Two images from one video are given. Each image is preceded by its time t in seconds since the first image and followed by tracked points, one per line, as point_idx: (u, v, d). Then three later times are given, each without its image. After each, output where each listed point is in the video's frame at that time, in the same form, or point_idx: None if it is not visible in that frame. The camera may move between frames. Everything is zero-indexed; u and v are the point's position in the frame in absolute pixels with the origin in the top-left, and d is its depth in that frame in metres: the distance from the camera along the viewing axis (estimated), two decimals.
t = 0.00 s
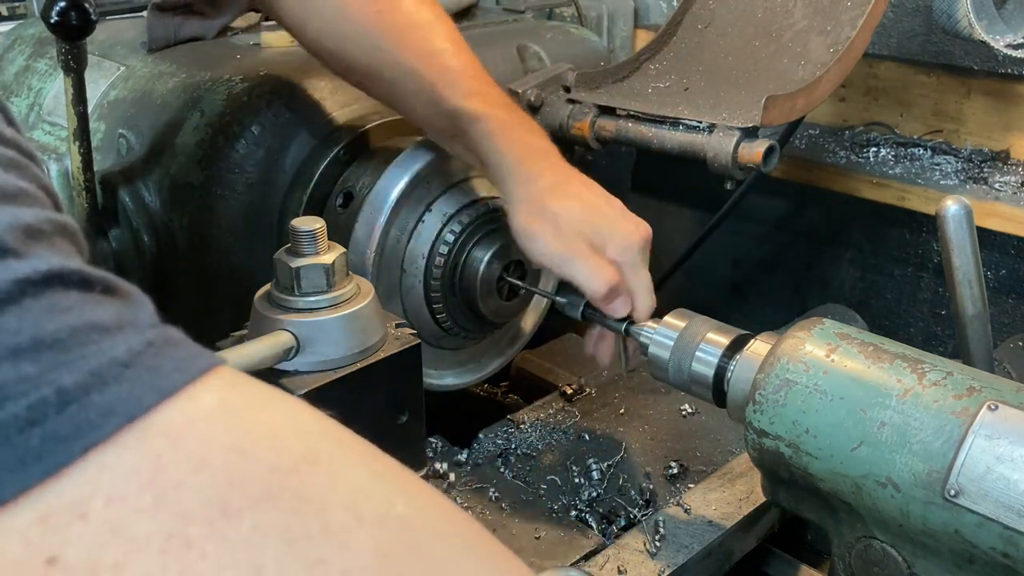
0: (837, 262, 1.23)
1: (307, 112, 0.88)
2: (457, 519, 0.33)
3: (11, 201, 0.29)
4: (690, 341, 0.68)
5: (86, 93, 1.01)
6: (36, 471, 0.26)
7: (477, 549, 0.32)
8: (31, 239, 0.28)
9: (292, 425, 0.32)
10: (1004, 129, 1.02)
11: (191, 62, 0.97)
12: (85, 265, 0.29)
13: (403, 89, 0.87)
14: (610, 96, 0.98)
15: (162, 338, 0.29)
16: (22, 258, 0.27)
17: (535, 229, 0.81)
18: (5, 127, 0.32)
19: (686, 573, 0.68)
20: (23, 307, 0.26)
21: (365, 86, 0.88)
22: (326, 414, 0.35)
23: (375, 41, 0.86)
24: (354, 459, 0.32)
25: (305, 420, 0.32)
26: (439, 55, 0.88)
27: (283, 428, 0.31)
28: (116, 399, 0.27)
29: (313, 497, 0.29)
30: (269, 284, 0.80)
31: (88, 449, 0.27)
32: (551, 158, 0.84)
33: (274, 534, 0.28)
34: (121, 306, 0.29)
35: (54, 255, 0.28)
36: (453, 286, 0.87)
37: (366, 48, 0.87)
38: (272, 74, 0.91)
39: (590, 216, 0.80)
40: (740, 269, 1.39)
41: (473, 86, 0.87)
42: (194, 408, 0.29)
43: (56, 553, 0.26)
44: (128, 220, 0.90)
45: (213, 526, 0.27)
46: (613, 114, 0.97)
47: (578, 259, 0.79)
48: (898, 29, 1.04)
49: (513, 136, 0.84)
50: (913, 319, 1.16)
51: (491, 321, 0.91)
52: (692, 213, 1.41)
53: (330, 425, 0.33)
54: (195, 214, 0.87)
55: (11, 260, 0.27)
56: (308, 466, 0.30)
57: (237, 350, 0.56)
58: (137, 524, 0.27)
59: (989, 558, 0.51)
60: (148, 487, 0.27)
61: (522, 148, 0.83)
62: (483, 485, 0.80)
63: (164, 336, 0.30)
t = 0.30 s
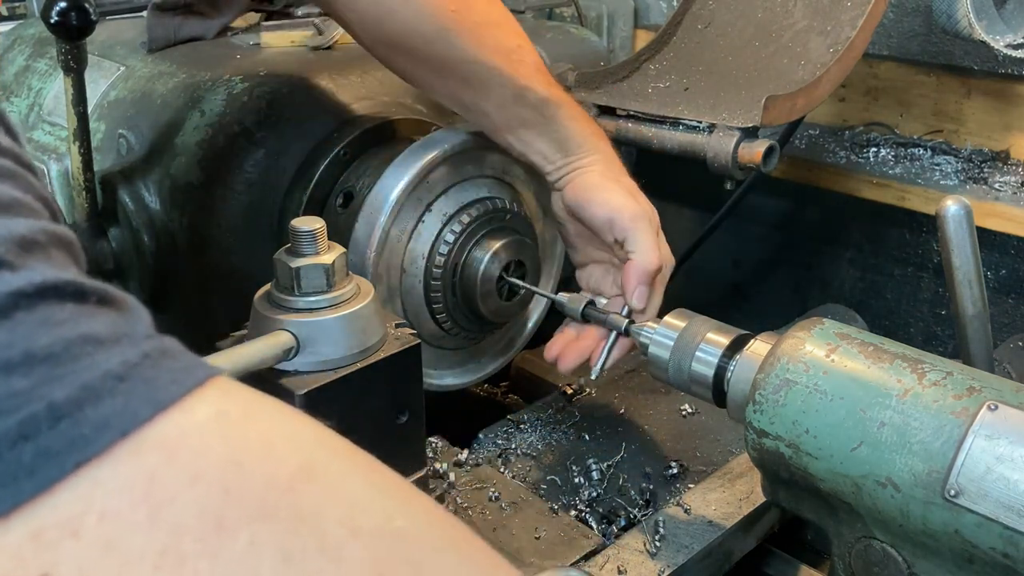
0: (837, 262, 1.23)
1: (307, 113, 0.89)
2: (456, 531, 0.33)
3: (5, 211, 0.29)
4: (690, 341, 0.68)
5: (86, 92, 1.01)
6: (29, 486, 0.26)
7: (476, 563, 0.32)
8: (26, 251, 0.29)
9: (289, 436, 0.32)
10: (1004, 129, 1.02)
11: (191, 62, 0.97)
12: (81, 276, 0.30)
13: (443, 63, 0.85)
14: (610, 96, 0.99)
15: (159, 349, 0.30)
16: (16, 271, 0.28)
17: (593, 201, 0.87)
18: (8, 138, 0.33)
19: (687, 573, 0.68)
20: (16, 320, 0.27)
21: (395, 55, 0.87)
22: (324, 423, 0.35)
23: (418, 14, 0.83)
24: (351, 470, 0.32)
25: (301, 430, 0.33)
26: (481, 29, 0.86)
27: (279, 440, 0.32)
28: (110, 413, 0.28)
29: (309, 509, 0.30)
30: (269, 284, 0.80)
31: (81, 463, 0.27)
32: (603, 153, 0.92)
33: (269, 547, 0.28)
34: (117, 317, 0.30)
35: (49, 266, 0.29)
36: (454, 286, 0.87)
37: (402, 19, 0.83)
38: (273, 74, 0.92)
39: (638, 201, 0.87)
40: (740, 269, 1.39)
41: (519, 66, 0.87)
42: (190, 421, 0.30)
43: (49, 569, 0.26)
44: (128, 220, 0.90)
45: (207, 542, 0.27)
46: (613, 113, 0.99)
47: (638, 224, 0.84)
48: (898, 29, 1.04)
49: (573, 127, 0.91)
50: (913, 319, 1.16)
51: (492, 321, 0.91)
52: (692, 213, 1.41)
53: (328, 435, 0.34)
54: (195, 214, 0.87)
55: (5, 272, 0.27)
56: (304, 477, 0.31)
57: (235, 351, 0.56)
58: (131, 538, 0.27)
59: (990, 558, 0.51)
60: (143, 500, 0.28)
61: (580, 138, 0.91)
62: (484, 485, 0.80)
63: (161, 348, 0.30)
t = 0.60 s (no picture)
0: (837, 262, 1.23)
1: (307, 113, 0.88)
2: (478, 507, 0.33)
3: (14, 191, 0.29)
4: (690, 341, 0.68)
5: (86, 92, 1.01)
6: (42, 470, 0.26)
7: (499, 539, 0.32)
8: (37, 230, 0.28)
9: (309, 418, 0.32)
10: (1004, 129, 1.01)
11: (191, 62, 0.97)
12: (93, 257, 0.29)
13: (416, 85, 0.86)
14: (610, 97, 0.98)
15: (173, 331, 0.30)
16: (26, 251, 0.27)
17: (547, 221, 0.81)
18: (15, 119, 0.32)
19: (686, 573, 0.68)
20: (27, 301, 0.26)
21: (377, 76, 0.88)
22: (343, 401, 0.35)
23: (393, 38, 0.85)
24: (372, 449, 0.32)
25: (320, 409, 0.33)
26: (452, 51, 0.86)
27: (299, 421, 0.31)
28: (124, 397, 0.27)
29: (331, 491, 0.30)
30: (269, 284, 0.81)
31: (94, 450, 0.27)
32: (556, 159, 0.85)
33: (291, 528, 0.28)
34: (130, 298, 0.29)
35: (61, 247, 0.28)
36: (453, 286, 0.87)
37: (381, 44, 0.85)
38: (273, 74, 0.91)
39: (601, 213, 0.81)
40: (740, 269, 1.39)
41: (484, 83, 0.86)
42: (205, 404, 0.30)
43: (63, 556, 0.26)
44: (128, 220, 0.90)
45: (228, 526, 0.27)
46: (613, 113, 0.97)
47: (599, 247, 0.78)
48: (898, 29, 1.04)
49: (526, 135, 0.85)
50: (913, 319, 1.16)
51: (492, 321, 0.91)
52: (692, 213, 1.41)
53: (348, 416, 0.33)
54: (195, 214, 0.87)
55: (14, 252, 0.27)
56: (326, 457, 0.31)
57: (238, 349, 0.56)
58: (148, 524, 0.27)
59: (989, 558, 0.51)
60: (160, 486, 0.28)
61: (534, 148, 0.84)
62: (484, 485, 0.80)
63: (175, 330, 0.30)
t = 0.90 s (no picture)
0: (837, 261, 1.23)
1: (305, 116, 0.88)
2: (497, 453, 0.34)
3: (26, 161, 0.28)
4: (690, 341, 0.69)
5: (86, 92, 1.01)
6: (72, 426, 0.26)
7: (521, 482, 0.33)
8: (51, 199, 0.28)
9: (328, 374, 0.32)
10: (1004, 129, 1.01)
11: (191, 62, 0.97)
12: (107, 223, 0.29)
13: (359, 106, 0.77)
14: (610, 97, 0.98)
15: (190, 294, 0.29)
16: (42, 217, 0.26)
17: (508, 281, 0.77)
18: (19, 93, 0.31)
19: (686, 573, 0.68)
20: (46, 264, 0.26)
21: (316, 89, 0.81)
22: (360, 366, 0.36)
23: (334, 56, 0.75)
24: (390, 400, 0.33)
25: (336, 366, 0.33)
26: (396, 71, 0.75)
27: (319, 378, 0.32)
28: (147, 353, 0.27)
29: (355, 438, 0.30)
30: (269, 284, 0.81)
31: (121, 405, 0.26)
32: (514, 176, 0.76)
33: (322, 475, 0.28)
34: (145, 264, 0.29)
35: (75, 214, 0.28)
36: (453, 286, 0.87)
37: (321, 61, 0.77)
38: (271, 77, 0.91)
39: (568, 237, 0.75)
40: (740, 269, 1.39)
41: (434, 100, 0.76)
42: (225, 360, 0.29)
43: (97, 510, 0.25)
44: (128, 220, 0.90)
45: (255, 475, 0.27)
46: (613, 113, 0.97)
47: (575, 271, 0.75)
48: (898, 29, 1.04)
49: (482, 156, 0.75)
50: (912, 319, 1.16)
51: (492, 321, 0.91)
52: (692, 213, 1.41)
53: (366, 374, 0.34)
54: (195, 213, 0.87)
55: (31, 218, 0.26)
56: (347, 409, 0.31)
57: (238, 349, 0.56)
58: (177, 478, 0.26)
59: (990, 558, 0.51)
60: (186, 441, 0.27)
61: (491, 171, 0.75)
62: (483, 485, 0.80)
63: (192, 293, 0.29)
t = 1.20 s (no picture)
0: (837, 262, 1.23)
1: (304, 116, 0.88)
2: (495, 459, 0.35)
3: (23, 168, 0.29)
4: (690, 341, 0.68)
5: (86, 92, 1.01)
6: (64, 435, 0.27)
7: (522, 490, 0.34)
8: (46, 206, 0.29)
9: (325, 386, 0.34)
10: (1004, 129, 1.01)
11: (191, 62, 0.97)
12: (101, 231, 0.30)
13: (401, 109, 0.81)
14: (610, 97, 0.98)
15: (185, 302, 0.31)
16: (39, 224, 0.28)
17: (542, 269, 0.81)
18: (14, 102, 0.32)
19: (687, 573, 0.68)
20: (41, 271, 0.27)
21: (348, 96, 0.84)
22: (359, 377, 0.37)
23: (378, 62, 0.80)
24: (388, 409, 0.34)
25: (335, 376, 0.35)
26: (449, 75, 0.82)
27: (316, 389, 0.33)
28: (142, 362, 0.29)
29: (353, 448, 0.31)
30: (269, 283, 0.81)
31: (116, 412, 0.28)
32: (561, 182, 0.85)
33: (318, 484, 0.30)
34: (140, 273, 0.31)
35: (70, 222, 0.29)
36: (453, 286, 0.87)
37: (355, 56, 0.80)
38: (273, 75, 0.91)
39: (605, 241, 0.81)
40: (740, 269, 1.39)
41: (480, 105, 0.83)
42: (223, 368, 0.31)
43: (91, 515, 0.27)
44: (128, 220, 0.90)
45: (253, 483, 0.29)
46: (613, 113, 0.97)
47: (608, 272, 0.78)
48: (898, 29, 1.04)
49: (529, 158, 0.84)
50: (913, 319, 1.16)
51: (493, 321, 0.91)
52: (692, 213, 1.41)
53: (364, 385, 0.35)
54: (194, 214, 0.87)
55: (27, 226, 0.28)
56: (345, 418, 0.33)
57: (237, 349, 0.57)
58: (171, 484, 0.28)
59: (990, 558, 0.51)
60: (181, 448, 0.29)
61: (540, 178, 0.83)
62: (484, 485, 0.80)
63: (187, 301, 0.31)
